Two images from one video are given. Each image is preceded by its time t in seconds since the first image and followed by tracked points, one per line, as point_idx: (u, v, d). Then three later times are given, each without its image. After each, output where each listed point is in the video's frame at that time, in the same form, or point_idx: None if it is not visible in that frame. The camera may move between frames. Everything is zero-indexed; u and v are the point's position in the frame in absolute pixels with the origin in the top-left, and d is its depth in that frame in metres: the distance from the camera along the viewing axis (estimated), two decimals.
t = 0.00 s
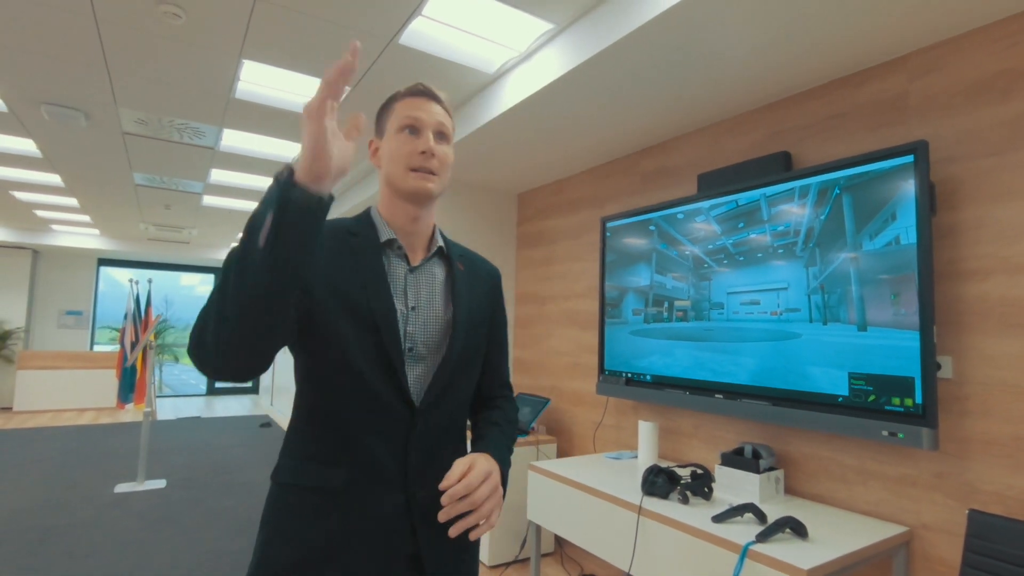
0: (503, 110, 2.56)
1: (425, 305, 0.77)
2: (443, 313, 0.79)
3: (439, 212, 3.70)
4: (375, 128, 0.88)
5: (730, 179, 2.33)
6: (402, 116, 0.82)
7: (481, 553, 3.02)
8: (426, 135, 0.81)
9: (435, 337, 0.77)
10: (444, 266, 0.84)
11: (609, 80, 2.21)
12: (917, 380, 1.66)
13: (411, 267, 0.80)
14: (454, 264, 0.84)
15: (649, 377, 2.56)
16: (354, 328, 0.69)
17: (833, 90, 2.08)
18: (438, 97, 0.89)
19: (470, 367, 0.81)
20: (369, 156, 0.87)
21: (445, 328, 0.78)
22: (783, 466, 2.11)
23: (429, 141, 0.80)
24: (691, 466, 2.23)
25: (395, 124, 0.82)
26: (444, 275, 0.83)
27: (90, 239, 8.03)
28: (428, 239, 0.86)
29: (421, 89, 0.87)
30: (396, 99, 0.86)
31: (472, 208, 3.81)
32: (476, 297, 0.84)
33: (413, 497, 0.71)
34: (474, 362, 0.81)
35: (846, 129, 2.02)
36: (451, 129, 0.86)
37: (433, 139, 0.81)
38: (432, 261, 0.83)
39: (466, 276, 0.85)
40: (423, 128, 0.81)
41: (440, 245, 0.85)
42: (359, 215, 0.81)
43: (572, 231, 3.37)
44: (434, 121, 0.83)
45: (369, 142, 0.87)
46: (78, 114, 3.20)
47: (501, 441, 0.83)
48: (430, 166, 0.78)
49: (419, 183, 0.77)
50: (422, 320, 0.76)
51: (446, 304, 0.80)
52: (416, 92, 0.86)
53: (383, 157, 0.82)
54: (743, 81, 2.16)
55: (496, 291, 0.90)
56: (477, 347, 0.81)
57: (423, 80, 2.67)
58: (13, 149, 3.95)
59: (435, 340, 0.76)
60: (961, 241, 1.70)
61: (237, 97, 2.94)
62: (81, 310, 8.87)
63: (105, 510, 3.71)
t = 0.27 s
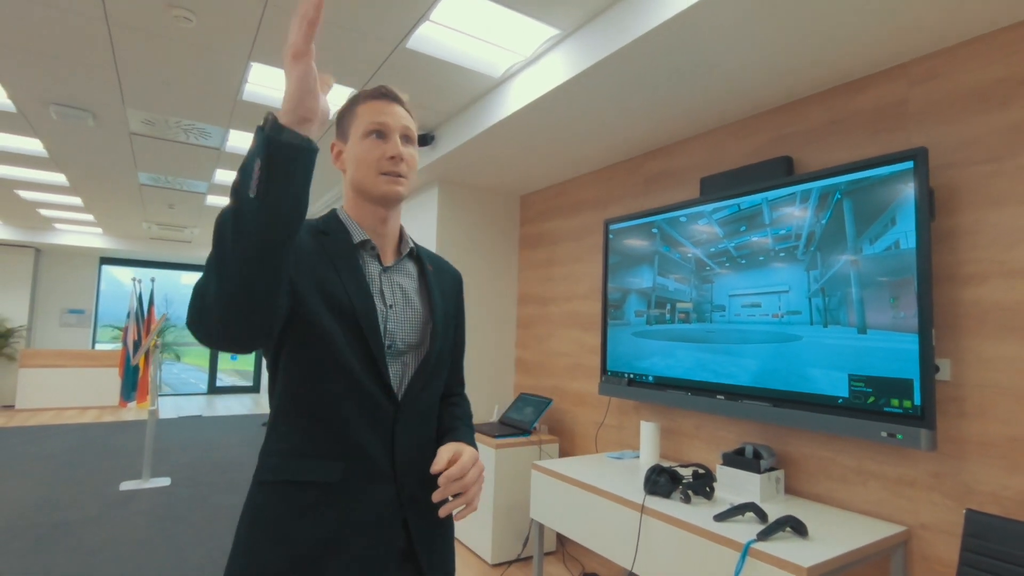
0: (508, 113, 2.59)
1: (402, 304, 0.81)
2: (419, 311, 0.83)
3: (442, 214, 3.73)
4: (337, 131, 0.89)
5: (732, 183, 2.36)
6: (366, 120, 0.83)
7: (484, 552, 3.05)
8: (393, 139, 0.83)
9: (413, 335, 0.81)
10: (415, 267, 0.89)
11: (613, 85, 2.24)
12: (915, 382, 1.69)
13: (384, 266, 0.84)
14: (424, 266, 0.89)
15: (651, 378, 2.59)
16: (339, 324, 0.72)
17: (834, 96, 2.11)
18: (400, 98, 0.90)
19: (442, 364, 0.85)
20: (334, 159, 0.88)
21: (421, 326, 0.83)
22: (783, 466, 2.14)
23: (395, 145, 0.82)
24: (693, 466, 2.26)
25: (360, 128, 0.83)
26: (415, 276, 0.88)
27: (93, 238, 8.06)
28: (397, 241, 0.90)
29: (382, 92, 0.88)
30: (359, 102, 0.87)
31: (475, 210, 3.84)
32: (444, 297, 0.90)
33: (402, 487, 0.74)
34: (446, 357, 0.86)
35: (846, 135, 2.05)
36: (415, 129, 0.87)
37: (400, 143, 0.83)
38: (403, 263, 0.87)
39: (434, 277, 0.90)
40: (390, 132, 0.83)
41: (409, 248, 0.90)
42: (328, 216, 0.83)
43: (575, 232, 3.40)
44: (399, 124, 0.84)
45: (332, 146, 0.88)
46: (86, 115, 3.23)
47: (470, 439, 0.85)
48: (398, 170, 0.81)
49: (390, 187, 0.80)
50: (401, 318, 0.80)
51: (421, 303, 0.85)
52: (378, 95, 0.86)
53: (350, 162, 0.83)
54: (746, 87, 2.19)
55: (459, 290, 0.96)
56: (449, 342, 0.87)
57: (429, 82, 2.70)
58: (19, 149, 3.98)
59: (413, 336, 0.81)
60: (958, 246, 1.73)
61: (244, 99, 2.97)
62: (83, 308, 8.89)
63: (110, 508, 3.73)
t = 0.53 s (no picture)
0: (511, 117, 2.63)
1: (385, 306, 0.82)
2: (401, 311, 0.84)
3: (445, 216, 3.76)
4: (313, 131, 0.88)
5: (733, 187, 2.39)
6: (344, 118, 0.82)
7: (487, 551, 3.07)
8: (372, 138, 0.82)
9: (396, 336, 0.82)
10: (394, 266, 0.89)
11: (615, 91, 2.27)
12: (912, 383, 1.72)
13: (366, 269, 0.84)
14: (406, 264, 0.89)
15: (653, 379, 2.63)
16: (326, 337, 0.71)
17: (833, 102, 2.15)
18: (377, 96, 0.90)
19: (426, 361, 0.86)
20: (312, 160, 0.87)
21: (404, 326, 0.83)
22: (782, 466, 2.17)
23: (375, 144, 0.81)
24: (694, 466, 2.29)
25: (336, 127, 0.82)
26: (396, 275, 0.88)
27: (96, 239, 8.09)
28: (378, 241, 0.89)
29: (360, 90, 0.87)
30: (335, 102, 0.86)
31: (478, 212, 3.87)
32: (425, 294, 0.90)
33: (395, 489, 0.76)
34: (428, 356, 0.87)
35: (844, 140, 2.09)
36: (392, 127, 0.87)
37: (379, 141, 0.83)
38: (384, 263, 0.87)
39: (415, 275, 0.91)
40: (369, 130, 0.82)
41: (390, 248, 0.89)
42: (306, 220, 0.81)
43: (577, 235, 3.43)
44: (378, 122, 0.84)
45: (309, 145, 0.87)
46: (93, 118, 3.26)
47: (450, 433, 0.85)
48: (378, 169, 0.80)
49: (371, 186, 0.79)
50: (385, 321, 0.81)
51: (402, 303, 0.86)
52: (354, 94, 0.86)
53: (326, 162, 0.82)
54: (746, 93, 2.22)
55: (438, 285, 0.96)
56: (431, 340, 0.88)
57: (433, 87, 2.74)
58: (26, 151, 4.01)
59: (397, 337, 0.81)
60: (955, 250, 1.76)
61: (251, 103, 3.01)
62: (86, 309, 8.91)
63: (116, 507, 3.77)
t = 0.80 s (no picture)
0: (512, 118, 2.66)
1: (389, 303, 0.84)
2: (404, 307, 0.86)
3: (445, 215, 3.80)
4: (308, 132, 0.90)
5: (730, 186, 2.43)
6: (336, 117, 0.85)
7: (487, 546, 3.12)
8: (364, 134, 0.84)
9: (401, 332, 0.84)
10: (396, 260, 0.91)
11: (614, 92, 2.31)
12: (905, 379, 1.76)
13: (370, 266, 0.86)
14: (406, 259, 0.91)
15: (651, 375, 2.67)
16: (332, 346, 0.73)
17: (828, 103, 2.18)
18: (367, 90, 0.92)
19: (428, 354, 0.88)
20: (309, 161, 0.90)
21: (408, 321, 0.86)
22: (778, 461, 2.21)
23: (367, 140, 0.84)
24: (691, 461, 2.33)
25: (329, 127, 0.85)
26: (397, 270, 0.90)
27: (97, 238, 8.12)
28: (379, 236, 0.91)
29: (349, 87, 0.89)
30: (325, 101, 0.88)
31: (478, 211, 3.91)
32: (426, 287, 0.92)
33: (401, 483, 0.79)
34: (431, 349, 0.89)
35: (839, 141, 2.13)
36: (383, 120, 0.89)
37: (372, 136, 0.85)
38: (385, 259, 0.89)
39: (417, 269, 0.92)
40: (358, 127, 0.85)
41: (391, 244, 0.91)
42: (310, 219, 0.84)
43: (576, 233, 3.47)
44: (368, 118, 0.86)
45: (305, 147, 0.90)
46: (97, 118, 3.29)
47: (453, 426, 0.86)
48: (374, 164, 0.83)
49: (369, 182, 0.83)
50: (388, 318, 0.82)
51: (404, 298, 0.87)
52: (344, 91, 0.88)
53: (323, 162, 0.85)
54: (742, 94, 2.26)
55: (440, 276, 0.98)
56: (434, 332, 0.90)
57: (434, 87, 2.77)
58: (29, 150, 4.04)
59: (399, 332, 0.84)
60: (946, 248, 1.80)
61: (253, 103, 3.04)
62: (86, 307, 8.93)
63: (120, 503, 3.80)
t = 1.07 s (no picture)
0: (515, 116, 2.69)
1: (394, 301, 0.87)
2: (409, 305, 0.89)
3: (449, 211, 3.83)
4: (313, 137, 0.94)
5: (731, 185, 2.45)
6: (333, 123, 0.88)
7: (489, 538, 3.16)
8: (359, 137, 0.87)
9: (405, 329, 0.86)
10: (403, 259, 0.94)
11: (616, 91, 2.33)
12: (901, 376, 1.79)
13: (376, 265, 0.89)
14: (413, 257, 0.93)
15: (652, 371, 2.70)
16: (334, 343, 0.76)
17: (829, 103, 2.21)
18: (366, 91, 0.93)
19: (435, 352, 0.90)
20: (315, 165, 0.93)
21: (412, 319, 0.88)
22: (776, 456, 2.24)
23: (362, 143, 0.86)
24: (691, 455, 2.36)
25: (327, 133, 0.87)
26: (403, 269, 0.92)
27: (102, 233, 8.17)
28: (387, 236, 0.94)
29: (347, 91, 0.91)
30: (324, 107, 0.90)
31: (481, 208, 3.94)
32: (433, 285, 0.94)
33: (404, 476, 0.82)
34: (438, 346, 0.91)
35: (839, 140, 2.15)
36: (381, 120, 0.91)
37: (366, 139, 0.87)
38: (392, 257, 0.92)
39: (424, 267, 0.94)
40: (352, 132, 0.87)
41: (399, 242, 0.94)
42: (319, 219, 0.87)
43: (579, 230, 3.50)
44: (363, 120, 0.88)
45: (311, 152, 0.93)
46: (105, 114, 3.33)
47: (460, 424, 0.88)
48: (367, 167, 0.85)
49: (364, 184, 0.85)
50: (392, 316, 0.85)
51: (410, 296, 0.90)
52: (341, 95, 0.90)
53: (325, 167, 0.88)
54: (744, 93, 2.28)
55: (450, 275, 1.00)
56: (440, 330, 0.92)
57: (439, 85, 2.80)
58: (37, 146, 4.08)
59: (404, 330, 0.86)
60: (944, 247, 1.83)
61: (260, 100, 3.07)
62: (92, 302, 8.99)
63: (127, 495, 3.86)
